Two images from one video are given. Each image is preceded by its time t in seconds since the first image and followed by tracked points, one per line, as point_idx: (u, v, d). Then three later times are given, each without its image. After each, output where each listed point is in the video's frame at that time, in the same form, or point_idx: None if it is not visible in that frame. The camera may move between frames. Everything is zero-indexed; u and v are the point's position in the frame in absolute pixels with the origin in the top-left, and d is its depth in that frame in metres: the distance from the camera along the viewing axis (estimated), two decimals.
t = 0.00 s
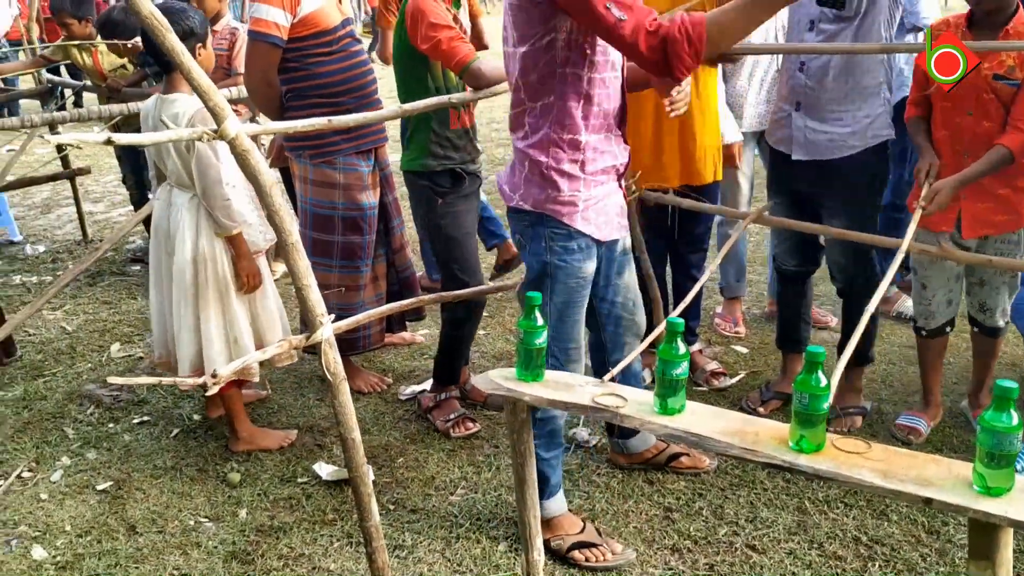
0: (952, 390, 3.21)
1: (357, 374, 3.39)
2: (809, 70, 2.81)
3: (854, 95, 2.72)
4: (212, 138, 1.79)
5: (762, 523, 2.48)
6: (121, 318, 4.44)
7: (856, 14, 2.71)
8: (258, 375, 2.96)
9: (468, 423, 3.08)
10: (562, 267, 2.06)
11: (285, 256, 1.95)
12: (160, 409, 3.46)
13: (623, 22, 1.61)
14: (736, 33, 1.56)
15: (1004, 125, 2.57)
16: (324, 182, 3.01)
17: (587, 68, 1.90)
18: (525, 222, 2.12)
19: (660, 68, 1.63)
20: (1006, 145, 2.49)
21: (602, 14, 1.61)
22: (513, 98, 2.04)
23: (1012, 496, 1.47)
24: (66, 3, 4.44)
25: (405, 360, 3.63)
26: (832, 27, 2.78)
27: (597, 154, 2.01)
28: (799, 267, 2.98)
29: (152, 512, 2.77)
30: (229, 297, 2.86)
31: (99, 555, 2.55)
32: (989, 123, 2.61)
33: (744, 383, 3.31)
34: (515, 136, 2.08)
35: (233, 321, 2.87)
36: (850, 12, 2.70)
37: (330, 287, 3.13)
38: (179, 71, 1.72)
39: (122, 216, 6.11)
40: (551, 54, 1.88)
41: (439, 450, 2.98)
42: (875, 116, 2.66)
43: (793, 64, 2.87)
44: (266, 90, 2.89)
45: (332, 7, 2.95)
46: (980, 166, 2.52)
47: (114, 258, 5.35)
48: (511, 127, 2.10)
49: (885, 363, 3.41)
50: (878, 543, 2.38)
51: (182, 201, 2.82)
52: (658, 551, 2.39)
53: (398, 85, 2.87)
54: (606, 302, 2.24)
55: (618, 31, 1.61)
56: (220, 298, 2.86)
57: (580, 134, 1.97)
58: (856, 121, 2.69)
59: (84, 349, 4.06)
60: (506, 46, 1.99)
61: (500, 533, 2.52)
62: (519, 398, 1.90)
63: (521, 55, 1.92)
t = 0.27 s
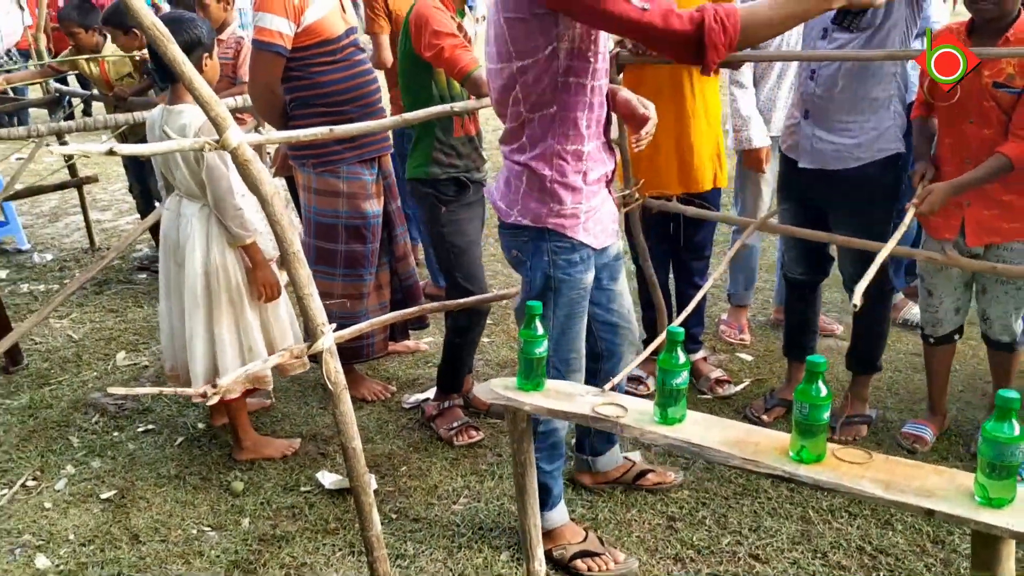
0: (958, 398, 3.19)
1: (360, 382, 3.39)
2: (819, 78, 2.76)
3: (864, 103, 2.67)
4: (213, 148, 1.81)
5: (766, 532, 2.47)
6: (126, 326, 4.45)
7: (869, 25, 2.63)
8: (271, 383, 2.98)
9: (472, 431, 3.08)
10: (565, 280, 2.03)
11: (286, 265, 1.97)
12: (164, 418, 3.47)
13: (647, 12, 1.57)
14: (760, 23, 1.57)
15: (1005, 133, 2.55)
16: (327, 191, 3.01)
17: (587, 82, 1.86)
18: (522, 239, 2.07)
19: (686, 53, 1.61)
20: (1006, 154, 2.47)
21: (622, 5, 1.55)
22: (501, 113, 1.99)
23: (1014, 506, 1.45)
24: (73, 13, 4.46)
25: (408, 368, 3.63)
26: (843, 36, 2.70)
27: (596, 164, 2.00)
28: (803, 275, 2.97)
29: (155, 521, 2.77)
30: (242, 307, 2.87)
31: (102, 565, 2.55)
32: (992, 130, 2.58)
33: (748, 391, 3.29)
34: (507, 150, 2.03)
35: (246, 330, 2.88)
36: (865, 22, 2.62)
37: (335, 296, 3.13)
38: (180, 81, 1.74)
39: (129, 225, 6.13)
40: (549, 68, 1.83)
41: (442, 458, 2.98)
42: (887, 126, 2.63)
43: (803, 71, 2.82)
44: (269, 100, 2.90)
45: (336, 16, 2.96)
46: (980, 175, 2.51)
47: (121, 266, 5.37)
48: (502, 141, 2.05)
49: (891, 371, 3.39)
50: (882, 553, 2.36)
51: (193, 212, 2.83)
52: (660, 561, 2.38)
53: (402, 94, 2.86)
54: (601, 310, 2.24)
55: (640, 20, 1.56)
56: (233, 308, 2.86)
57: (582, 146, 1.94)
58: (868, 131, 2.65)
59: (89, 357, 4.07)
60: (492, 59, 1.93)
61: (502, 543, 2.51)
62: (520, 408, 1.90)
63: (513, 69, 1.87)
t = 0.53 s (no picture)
0: (910, 409, 3.22)
1: (314, 401, 3.34)
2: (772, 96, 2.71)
3: (818, 123, 2.64)
4: (151, 167, 1.80)
5: (719, 548, 2.47)
6: (75, 345, 4.36)
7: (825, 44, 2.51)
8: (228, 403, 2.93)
9: (426, 449, 3.05)
10: (529, 296, 1.98)
11: (228, 285, 1.97)
12: (112, 440, 3.39)
13: (565, 68, 1.60)
14: (650, 79, 1.66)
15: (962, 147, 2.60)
16: (278, 209, 2.97)
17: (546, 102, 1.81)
18: (484, 255, 2.01)
19: (589, 115, 1.64)
20: (959, 169, 2.50)
21: (546, 59, 1.59)
22: (456, 135, 1.93)
23: (955, 521, 1.46)
24: (20, 27, 4.37)
25: (363, 386, 3.59)
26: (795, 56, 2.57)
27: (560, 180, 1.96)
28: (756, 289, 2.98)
29: (100, 546, 2.70)
30: (198, 326, 2.82)
31: None
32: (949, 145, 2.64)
33: (703, 405, 3.29)
34: (465, 171, 1.97)
35: (203, 350, 2.83)
36: (820, 44, 2.50)
37: (286, 314, 3.08)
38: (117, 100, 1.72)
39: (80, 241, 6.02)
40: (503, 90, 1.77)
41: (396, 478, 2.94)
42: (839, 146, 2.61)
43: (756, 89, 2.77)
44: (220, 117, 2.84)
45: (286, 31, 2.91)
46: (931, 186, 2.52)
47: (71, 284, 5.27)
48: (459, 161, 1.99)
49: (844, 383, 3.42)
50: (833, 567, 2.37)
51: (145, 233, 2.77)
52: None
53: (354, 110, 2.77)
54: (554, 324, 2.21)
55: (558, 76, 1.60)
56: (189, 328, 2.81)
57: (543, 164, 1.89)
58: (823, 150, 2.62)
59: (36, 378, 3.98)
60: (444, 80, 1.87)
61: (454, 564, 2.48)
62: (465, 428, 1.88)
63: (467, 92, 1.81)
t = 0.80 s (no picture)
0: (845, 424, 3.26)
1: (250, 429, 3.28)
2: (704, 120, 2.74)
3: (750, 145, 2.68)
4: (72, 194, 1.75)
5: (658, 568, 2.47)
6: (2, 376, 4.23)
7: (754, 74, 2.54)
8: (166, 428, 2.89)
9: (364, 476, 3.01)
10: (467, 318, 1.94)
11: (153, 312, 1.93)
12: (39, 473, 3.28)
13: (469, 105, 1.62)
14: (538, 119, 1.70)
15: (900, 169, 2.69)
16: (211, 233, 2.92)
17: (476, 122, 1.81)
18: (422, 276, 1.98)
19: (477, 155, 1.66)
20: (896, 188, 2.57)
21: (456, 93, 1.61)
22: (386, 156, 1.91)
23: (881, 538, 1.48)
24: None
25: (301, 413, 3.53)
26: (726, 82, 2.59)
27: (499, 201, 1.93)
28: (692, 307, 3.00)
29: None
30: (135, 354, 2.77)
31: None
32: (890, 163, 2.71)
33: (643, 425, 3.30)
34: (398, 192, 1.94)
35: (140, 377, 2.77)
36: (749, 72, 2.53)
37: (221, 341, 3.02)
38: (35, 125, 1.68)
39: (9, 268, 5.85)
40: (428, 113, 1.77)
41: (333, 506, 2.89)
42: (769, 169, 2.66)
43: (688, 113, 2.79)
44: (151, 141, 2.78)
45: (220, 53, 2.87)
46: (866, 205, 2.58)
47: None
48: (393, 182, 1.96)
49: (780, 399, 3.46)
50: None
51: (75, 261, 2.69)
52: None
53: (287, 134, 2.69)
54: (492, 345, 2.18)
55: (462, 112, 1.62)
56: (126, 356, 2.75)
57: (477, 185, 1.87)
58: (754, 170, 2.67)
59: None
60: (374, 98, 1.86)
61: None
62: (398, 456, 1.85)
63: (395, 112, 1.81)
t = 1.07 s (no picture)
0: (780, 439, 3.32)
1: (185, 460, 3.21)
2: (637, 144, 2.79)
3: (682, 168, 2.72)
4: None
5: None
6: None
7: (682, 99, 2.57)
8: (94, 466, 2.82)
9: (303, 505, 2.97)
10: (405, 345, 1.93)
11: (80, 345, 1.88)
12: None
13: (390, 134, 1.63)
14: (458, 150, 1.69)
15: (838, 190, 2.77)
16: (141, 261, 2.86)
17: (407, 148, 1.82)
18: (359, 303, 1.96)
19: (398, 184, 1.66)
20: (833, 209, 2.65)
21: (378, 122, 1.62)
22: (319, 184, 1.91)
23: (813, 553, 1.51)
24: None
25: (237, 442, 3.47)
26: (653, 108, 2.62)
27: (434, 227, 1.93)
28: (630, 327, 3.03)
29: None
30: (61, 386, 2.68)
31: None
32: (825, 182, 2.79)
33: (583, 445, 3.31)
34: (332, 219, 1.93)
35: (68, 411, 2.69)
36: (676, 98, 2.56)
37: (153, 371, 2.96)
38: None
39: None
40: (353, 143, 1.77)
41: (272, 537, 2.85)
42: (700, 191, 2.71)
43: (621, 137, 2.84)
44: (78, 169, 2.72)
45: (150, 79, 2.83)
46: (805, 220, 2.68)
47: None
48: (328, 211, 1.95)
49: (718, 415, 3.50)
50: None
51: None
52: None
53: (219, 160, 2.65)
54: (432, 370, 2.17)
55: (384, 142, 1.62)
56: (52, 388, 2.65)
57: (410, 211, 1.87)
58: (686, 192, 2.72)
59: None
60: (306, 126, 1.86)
61: None
62: (335, 485, 1.82)
63: (325, 139, 1.80)
